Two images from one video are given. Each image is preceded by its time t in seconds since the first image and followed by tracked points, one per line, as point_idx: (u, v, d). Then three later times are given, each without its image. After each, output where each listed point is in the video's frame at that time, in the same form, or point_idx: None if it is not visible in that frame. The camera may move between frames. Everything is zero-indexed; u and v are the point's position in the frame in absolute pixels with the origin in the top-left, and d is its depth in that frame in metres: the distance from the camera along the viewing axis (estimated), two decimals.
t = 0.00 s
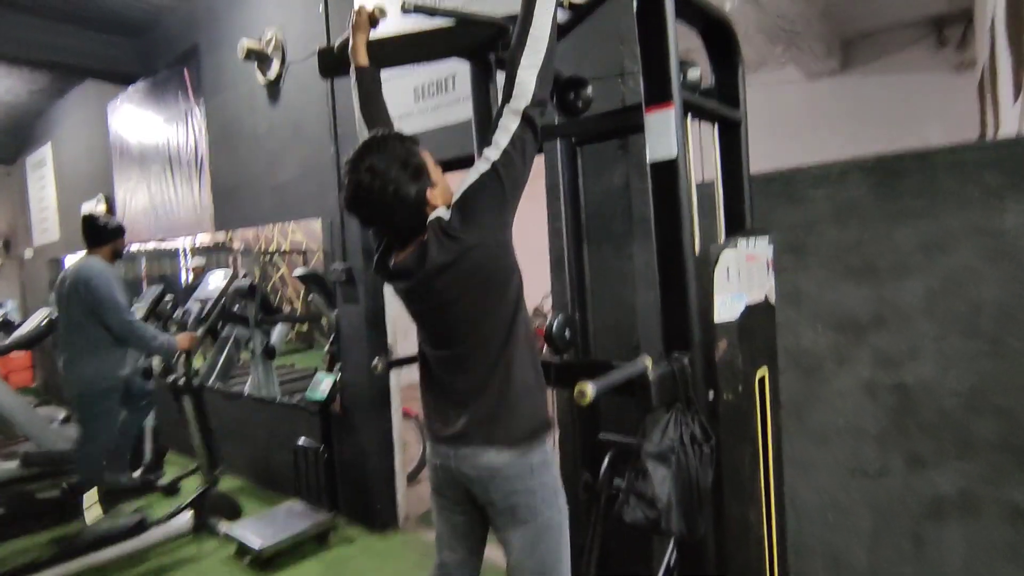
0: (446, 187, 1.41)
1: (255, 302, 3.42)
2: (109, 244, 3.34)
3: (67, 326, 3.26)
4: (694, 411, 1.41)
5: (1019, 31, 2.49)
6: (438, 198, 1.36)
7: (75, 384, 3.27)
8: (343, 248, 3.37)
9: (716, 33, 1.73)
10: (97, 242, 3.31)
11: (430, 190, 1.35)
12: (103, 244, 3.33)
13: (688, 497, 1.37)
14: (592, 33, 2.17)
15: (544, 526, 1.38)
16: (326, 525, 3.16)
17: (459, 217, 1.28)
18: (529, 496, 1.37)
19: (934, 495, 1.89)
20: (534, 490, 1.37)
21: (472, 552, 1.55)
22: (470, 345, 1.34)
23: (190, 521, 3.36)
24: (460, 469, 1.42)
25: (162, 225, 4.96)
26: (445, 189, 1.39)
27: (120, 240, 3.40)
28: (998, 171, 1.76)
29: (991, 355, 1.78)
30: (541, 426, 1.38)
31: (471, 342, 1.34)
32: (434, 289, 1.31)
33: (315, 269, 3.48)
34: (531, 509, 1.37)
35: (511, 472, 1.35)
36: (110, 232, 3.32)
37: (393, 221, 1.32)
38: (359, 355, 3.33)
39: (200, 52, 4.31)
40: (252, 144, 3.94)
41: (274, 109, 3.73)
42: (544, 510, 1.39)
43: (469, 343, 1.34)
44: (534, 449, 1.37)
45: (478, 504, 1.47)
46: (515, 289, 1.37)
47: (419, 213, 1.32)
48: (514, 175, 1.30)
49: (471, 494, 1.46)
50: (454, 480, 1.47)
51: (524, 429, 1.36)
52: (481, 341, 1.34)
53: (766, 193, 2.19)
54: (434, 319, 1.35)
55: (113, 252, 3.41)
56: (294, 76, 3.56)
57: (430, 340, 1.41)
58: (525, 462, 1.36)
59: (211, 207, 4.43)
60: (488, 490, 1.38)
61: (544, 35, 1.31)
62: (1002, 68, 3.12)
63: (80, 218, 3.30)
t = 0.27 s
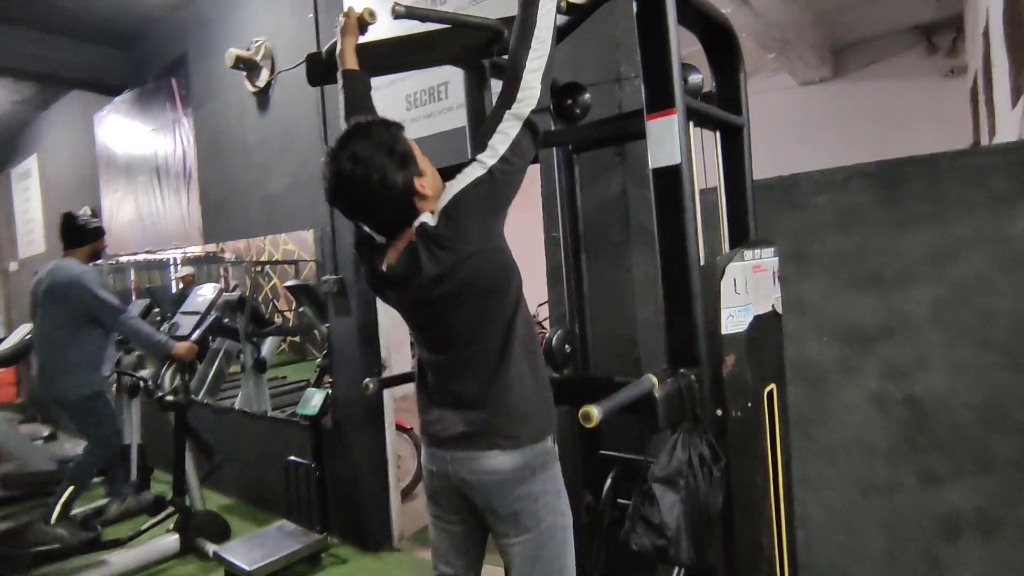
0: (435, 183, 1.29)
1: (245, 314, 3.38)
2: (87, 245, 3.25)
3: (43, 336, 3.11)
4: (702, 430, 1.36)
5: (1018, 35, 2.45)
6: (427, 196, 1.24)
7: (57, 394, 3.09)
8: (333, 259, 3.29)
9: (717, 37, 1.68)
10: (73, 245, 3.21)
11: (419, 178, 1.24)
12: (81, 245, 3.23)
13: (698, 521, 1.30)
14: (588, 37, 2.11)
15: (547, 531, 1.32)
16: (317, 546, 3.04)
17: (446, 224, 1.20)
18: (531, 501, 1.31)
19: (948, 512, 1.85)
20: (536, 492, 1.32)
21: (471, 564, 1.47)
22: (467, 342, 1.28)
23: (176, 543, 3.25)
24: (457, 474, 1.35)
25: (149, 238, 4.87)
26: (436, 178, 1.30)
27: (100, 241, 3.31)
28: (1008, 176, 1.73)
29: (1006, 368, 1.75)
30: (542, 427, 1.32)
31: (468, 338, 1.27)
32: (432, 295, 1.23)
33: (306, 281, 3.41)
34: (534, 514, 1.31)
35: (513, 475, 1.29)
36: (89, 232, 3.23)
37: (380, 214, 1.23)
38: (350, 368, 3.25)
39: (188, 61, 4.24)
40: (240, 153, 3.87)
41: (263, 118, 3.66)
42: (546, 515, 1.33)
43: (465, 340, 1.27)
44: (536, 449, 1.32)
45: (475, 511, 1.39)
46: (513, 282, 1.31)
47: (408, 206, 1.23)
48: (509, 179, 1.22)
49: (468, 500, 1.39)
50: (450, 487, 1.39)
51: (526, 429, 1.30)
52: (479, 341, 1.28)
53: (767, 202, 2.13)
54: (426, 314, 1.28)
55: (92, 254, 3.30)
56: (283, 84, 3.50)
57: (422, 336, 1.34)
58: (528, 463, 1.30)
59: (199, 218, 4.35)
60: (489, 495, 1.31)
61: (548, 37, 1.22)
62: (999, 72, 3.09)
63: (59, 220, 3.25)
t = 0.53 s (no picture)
0: (421, 121, 1.32)
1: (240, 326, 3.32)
2: (64, 266, 3.26)
3: (15, 353, 3.16)
4: (711, 443, 1.31)
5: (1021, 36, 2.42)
6: (412, 132, 1.28)
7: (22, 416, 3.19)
8: (329, 267, 3.23)
9: (720, 38, 1.65)
10: (52, 262, 3.23)
11: (407, 121, 1.28)
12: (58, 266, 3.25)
13: (708, 538, 1.26)
14: (587, 40, 2.07)
15: (551, 489, 1.30)
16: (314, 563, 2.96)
17: (423, 190, 1.18)
18: (534, 457, 1.29)
19: (962, 522, 1.80)
20: (538, 449, 1.30)
21: (467, 530, 1.47)
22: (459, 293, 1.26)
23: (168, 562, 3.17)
24: (455, 432, 1.33)
25: (143, 248, 4.80)
26: (422, 124, 1.32)
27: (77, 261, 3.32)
28: (1015, 178, 1.70)
29: (1018, 373, 1.72)
30: (537, 384, 1.31)
31: (461, 288, 1.25)
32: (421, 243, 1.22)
33: (303, 290, 3.32)
34: (536, 472, 1.29)
35: (512, 432, 1.27)
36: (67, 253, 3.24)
37: (364, 149, 1.25)
38: (347, 379, 3.18)
39: (181, 69, 4.20)
40: (235, 162, 3.81)
41: (257, 126, 3.61)
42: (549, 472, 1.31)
43: (456, 292, 1.25)
44: (536, 406, 1.30)
45: (476, 471, 1.38)
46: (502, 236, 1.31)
47: (393, 142, 1.25)
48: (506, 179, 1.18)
49: (467, 460, 1.37)
50: (448, 446, 1.38)
51: (525, 386, 1.29)
52: (473, 295, 1.26)
53: (771, 206, 2.09)
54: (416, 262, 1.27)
55: (70, 274, 3.33)
56: (277, 91, 3.45)
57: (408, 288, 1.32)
58: (528, 420, 1.28)
59: (193, 227, 4.29)
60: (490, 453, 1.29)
61: (568, 29, 1.17)
62: (1000, 74, 3.07)
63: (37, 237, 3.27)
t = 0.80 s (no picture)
0: (417, 82, 1.48)
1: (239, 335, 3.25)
2: (65, 271, 3.39)
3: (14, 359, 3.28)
4: (713, 459, 1.28)
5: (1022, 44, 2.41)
6: (406, 88, 1.42)
7: (21, 427, 3.30)
8: (328, 278, 3.21)
9: (719, 47, 1.63)
10: (50, 271, 3.33)
11: (402, 76, 1.42)
12: (57, 272, 3.36)
13: (709, 557, 1.21)
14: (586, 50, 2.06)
15: (547, 451, 1.39)
16: None
17: (413, 149, 1.33)
18: (528, 420, 1.38)
19: (970, 537, 1.76)
20: (532, 412, 1.39)
21: (460, 501, 1.59)
22: (449, 255, 1.38)
23: None
24: (447, 399, 1.43)
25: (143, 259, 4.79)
26: (418, 84, 1.47)
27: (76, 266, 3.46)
28: (1019, 187, 1.68)
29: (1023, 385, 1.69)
30: (526, 343, 1.41)
31: (447, 250, 1.38)
32: (419, 207, 1.37)
33: (304, 299, 3.30)
34: (532, 437, 1.38)
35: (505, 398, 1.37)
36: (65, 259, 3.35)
37: (359, 95, 1.40)
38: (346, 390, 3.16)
39: (182, 80, 4.21)
40: (234, 172, 3.81)
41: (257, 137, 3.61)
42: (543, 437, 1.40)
43: (444, 255, 1.38)
44: (526, 371, 1.39)
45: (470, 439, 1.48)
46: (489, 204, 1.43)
47: (386, 93, 1.40)
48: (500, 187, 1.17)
49: (459, 427, 1.47)
50: (440, 415, 1.48)
51: (517, 352, 1.39)
52: (463, 261, 1.39)
53: (772, 216, 2.06)
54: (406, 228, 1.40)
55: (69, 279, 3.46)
56: (277, 102, 3.45)
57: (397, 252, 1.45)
58: (521, 382, 1.38)
59: (193, 238, 4.28)
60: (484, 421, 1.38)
61: (578, 30, 1.25)
62: (1002, 83, 3.05)
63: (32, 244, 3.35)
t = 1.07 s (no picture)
0: (411, 47, 1.45)
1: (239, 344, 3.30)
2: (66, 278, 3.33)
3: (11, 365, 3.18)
4: (706, 474, 1.25)
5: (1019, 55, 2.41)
6: (400, 52, 1.40)
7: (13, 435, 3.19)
8: (326, 288, 3.21)
9: (713, 60, 1.63)
10: (53, 278, 3.29)
11: (395, 38, 1.40)
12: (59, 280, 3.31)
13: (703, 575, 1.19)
14: (582, 62, 2.07)
15: (530, 426, 1.34)
16: None
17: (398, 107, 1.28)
18: (510, 393, 1.33)
19: (970, 554, 1.74)
20: (515, 384, 1.34)
21: (451, 476, 1.57)
22: (427, 221, 1.33)
23: None
24: (429, 373, 1.39)
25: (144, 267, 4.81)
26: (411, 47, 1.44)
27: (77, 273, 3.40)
28: (1016, 199, 1.67)
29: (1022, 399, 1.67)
30: (512, 322, 1.36)
31: (427, 218, 1.33)
32: (401, 171, 1.32)
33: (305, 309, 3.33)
34: (514, 410, 1.33)
35: (486, 370, 1.31)
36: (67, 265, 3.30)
37: (346, 52, 1.36)
38: (343, 400, 3.15)
39: (184, 91, 4.24)
40: (235, 182, 3.83)
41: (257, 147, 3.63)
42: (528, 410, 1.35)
43: (422, 220, 1.33)
44: (514, 345, 1.34)
45: (455, 415, 1.44)
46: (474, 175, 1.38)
47: (378, 52, 1.37)
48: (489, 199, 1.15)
49: (442, 403, 1.42)
50: (422, 386, 1.44)
51: (501, 326, 1.34)
52: (444, 229, 1.33)
53: (769, 227, 2.05)
54: (384, 186, 1.35)
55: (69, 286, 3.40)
56: (277, 112, 3.47)
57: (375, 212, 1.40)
58: (504, 357, 1.33)
59: (193, 247, 4.29)
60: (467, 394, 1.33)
61: (568, 35, 1.22)
62: (1000, 93, 3.05)
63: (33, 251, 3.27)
